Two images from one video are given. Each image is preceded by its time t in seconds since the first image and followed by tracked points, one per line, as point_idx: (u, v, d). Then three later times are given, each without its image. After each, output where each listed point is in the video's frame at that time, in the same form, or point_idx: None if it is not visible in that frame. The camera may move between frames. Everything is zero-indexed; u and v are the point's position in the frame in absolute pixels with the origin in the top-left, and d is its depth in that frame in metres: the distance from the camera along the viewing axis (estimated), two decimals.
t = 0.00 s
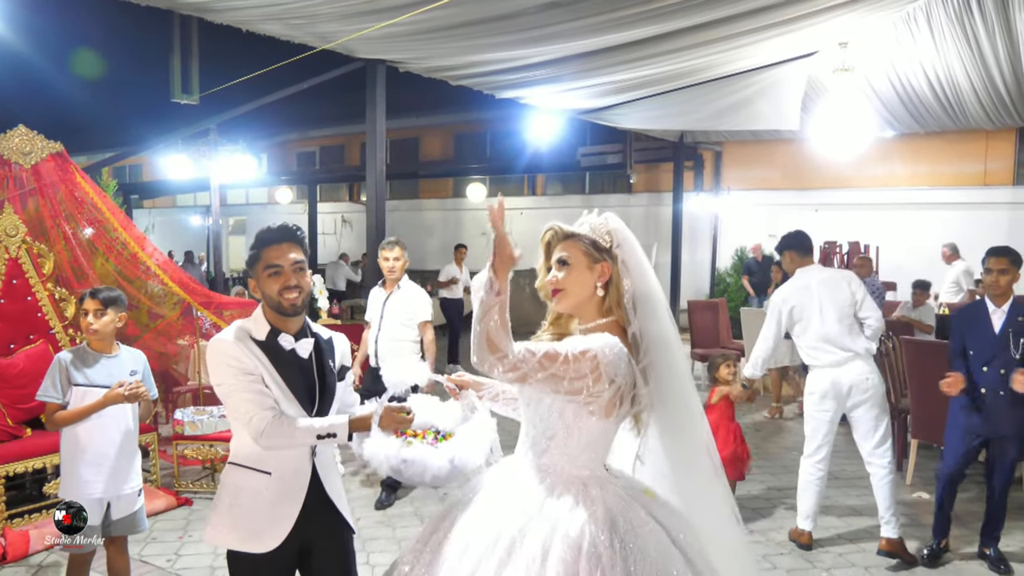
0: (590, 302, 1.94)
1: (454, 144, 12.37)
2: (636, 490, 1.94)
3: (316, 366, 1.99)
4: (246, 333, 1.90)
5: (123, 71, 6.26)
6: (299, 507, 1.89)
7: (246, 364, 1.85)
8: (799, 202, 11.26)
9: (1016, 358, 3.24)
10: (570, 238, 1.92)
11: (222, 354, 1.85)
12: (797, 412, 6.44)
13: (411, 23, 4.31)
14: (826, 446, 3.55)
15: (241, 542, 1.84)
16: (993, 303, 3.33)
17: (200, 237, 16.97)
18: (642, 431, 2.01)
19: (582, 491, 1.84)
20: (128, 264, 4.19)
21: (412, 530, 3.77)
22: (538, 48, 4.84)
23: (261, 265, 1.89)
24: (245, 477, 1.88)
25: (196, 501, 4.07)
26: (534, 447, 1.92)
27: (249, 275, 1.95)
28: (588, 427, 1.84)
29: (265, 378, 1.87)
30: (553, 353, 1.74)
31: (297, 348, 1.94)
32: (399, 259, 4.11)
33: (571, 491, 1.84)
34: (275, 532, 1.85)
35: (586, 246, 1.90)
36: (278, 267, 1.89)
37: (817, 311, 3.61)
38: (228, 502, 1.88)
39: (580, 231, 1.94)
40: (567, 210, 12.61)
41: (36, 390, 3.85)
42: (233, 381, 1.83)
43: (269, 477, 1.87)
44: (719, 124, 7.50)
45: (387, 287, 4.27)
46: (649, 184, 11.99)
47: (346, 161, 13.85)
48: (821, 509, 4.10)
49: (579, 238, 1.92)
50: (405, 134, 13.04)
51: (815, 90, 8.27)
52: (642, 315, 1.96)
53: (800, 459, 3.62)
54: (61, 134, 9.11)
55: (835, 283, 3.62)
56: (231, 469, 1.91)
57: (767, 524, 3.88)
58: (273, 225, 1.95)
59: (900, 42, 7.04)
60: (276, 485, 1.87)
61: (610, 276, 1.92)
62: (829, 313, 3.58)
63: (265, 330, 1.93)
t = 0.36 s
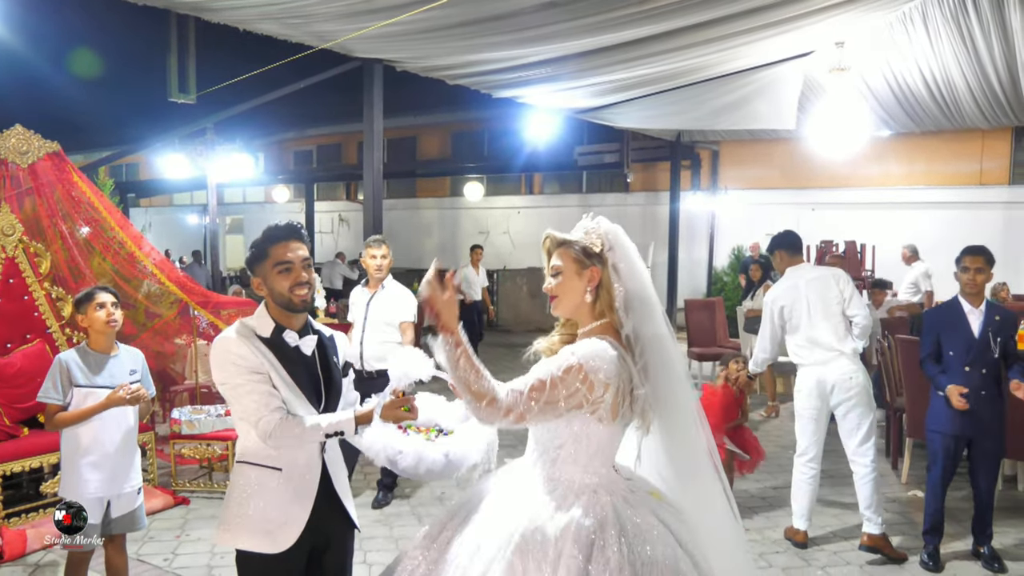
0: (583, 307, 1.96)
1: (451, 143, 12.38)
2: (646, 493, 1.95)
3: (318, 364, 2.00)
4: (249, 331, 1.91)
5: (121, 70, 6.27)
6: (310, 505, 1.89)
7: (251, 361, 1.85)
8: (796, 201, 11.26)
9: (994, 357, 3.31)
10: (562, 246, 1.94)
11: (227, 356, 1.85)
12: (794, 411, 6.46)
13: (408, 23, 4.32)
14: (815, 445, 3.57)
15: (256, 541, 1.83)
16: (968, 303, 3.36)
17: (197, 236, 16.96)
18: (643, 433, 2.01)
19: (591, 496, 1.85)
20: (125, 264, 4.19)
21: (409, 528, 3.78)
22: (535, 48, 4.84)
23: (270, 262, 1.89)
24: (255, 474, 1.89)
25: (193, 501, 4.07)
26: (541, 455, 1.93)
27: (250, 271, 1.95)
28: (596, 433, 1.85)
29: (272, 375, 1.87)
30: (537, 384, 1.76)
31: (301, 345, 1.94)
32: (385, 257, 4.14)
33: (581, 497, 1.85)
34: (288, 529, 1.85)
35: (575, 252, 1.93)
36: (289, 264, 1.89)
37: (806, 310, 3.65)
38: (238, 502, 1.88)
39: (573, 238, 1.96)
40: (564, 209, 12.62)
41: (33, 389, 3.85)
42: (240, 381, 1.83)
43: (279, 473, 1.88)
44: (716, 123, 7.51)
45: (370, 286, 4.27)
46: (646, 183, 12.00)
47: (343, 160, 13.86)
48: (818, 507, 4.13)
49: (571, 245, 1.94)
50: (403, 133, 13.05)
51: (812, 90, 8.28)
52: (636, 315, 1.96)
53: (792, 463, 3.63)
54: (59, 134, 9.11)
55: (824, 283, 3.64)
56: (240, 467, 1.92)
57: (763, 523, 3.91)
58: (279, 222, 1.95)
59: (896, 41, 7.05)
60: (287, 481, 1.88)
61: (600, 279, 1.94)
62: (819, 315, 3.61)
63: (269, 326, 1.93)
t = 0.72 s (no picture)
0: (554, 303, 1.97)
1: (448, 142, 12.39)
2: (639, 488, 1.95)
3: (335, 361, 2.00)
4: (265, 333, 1.90)
5: (119, 69, 6.26)
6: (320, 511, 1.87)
7: (262, 367, 1.84)
8: (793, 200, 11.27)
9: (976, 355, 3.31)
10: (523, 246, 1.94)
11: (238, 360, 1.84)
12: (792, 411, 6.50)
13: (405, 22, 4.31)
14: (812, 442, 3.58)
15: (274, 540, 1.84)
16: (950, 302, 3.35)
17: (194, 236, 16.94)
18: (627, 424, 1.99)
19: (584, 496, 1.85)
20: (121, 263, 4.20)
21: (406, 528, 3.78)
22: (531, 46, 4.84)
23: (288, 262, 1.89)
24: (267, 475, 1.87)
25: (190, 500, 4.07)
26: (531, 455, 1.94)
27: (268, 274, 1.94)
28: (582, 425, 1.87)
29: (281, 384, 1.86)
30: (515, 399, 1.80)
31: (317, 345, 1.93)
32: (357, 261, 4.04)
33: (571, 496, 1.85)
34: (304, 528, 1.85)
35: (536, 252, 1.93)
36: (307, 263, 1.89)
37: (796, 311, 3.64)
38: (255, 504, 1.88)
39: (535, 235, 1.95)
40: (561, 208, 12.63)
41: (30, 389, 3.83)
42: (245, 386, 1.82)
43: (293, 473, 1.86)
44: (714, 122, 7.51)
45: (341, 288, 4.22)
46: (643, 182, 11.99)
47: (340, 159, 13.86)
48: (816, 506, 4.14)
49: (533, 243, 1.94)
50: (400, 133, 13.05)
51: (808, 89, 8.28)
52: (604, 301, 1.90)
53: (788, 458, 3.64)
54: (55, 134, 9.09)
55: (814, 282, 3.60)
56: (255, 468, 1.90)
57: (761, 521, 3.93)
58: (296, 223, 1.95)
59: (892, 40, 7.05)
60: (299, 481, 1.87)
61: (564, 272, 1.94)
62: (807, 317, 3.59)
63: (286, 326, 1.92)
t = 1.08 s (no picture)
0: (534, 306, 1.98)
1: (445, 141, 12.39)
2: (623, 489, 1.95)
3: (335, 370, 1.92)
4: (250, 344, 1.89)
5: (116, 67, 6.26)
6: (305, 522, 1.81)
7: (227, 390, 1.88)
8: (790, 198, 11.28)
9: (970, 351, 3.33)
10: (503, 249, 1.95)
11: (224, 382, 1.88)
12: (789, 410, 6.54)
13: (401, 20, 4.31)
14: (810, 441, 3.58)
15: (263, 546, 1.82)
16: (943, 300, 3.34)
17: (191, 234, 16.93)
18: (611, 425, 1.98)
19: (566, 496, 1.86)
20: (117, 261, 4.17)
21: (402, 526, 3.78)
22: (527, 45, 4.84)
23: (284, 267, 1.85)
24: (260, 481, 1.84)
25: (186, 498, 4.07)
26: (514, 451, 1.95)
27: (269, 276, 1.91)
28: (564, 425, 1.87)
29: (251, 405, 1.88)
30: (491, 403, 1.78)
31: (311, 354, 1.88)
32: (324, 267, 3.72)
33: (553, 496, 1.86)
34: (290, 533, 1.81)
35: (515, 255, 1.94)
36: (302, 268, 1.84)
37: (803, 310, 3.63)
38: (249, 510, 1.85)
39: (511, 238, 1.95)
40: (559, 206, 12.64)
41: (27, 387, 3.83)
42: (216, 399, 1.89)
43: (280, 481, 1.82)
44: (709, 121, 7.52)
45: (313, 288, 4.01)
46: (641, 181, 11.99)
47: (337, 157, 13.87)
48: (815, 505, 4.15)
49: (511, 245, 1.94)
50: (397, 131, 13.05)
51: (805, 88, 8.29)
52: (585, 305, 1.88)
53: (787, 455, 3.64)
54: (52, 131, 9.08)
55: (823, 284, 3.56)
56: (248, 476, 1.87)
57: (756, 519, 3.94)
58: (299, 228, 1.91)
59: (888, 39, 7.05)
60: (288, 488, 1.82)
61: (544, 275, 1.94)
62: (812, 318, 3.58)
63: (277, 336, 1.89)
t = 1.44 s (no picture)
0: (531, 302, 1.98)
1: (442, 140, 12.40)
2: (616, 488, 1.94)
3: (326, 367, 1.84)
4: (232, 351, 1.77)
5: (112, 66, 6.25)
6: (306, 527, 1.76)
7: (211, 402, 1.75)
8: (787, 197, 11.29)
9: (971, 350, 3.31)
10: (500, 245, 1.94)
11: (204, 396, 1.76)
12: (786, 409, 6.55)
13: (397, 19, 4.31)
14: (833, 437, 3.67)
15: (261, 565, 1.73)
16: (949, 298, 3.31)
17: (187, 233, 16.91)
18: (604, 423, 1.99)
19: (560, 492, 1.85)
20: (114, 260, 4.16)
21: (399, 525, 3.78)
22: (522, 44, 4.83)
23: (261, 259, 1.74)
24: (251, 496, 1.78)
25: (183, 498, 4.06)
26: (509, 450, 1.95)
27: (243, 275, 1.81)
28: (560, 422, 1.87)
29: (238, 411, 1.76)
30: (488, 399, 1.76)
31: (300, 352, 1.78)
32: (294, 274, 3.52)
33: (547, 492, 1.85)
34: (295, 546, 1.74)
35: (513, 251, 1.93)
36: (281, 257, 1.74)
37: (824, 312, 3.67)
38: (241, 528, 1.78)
39: (508, 234, 1.95)
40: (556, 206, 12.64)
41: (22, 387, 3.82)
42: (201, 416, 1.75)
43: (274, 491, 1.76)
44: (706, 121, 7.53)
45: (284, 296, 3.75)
46: (638, 181, 11.97)
47: (334, 157, 13.86)
48: (811, 504, 4.15)
49: (508, 241, 1.94)
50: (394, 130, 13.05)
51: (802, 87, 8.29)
52: (581, 302, 1.89)
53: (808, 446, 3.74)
54: (48, 130, 9.07)
55: (843, 288, 3.59)
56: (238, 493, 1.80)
57: (753, 518, 3.94)
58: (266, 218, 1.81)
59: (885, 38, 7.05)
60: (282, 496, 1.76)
61: (542, 272, 1.95)
62: (832, 321, 3.62)
63: (259, 339, 1.78)
